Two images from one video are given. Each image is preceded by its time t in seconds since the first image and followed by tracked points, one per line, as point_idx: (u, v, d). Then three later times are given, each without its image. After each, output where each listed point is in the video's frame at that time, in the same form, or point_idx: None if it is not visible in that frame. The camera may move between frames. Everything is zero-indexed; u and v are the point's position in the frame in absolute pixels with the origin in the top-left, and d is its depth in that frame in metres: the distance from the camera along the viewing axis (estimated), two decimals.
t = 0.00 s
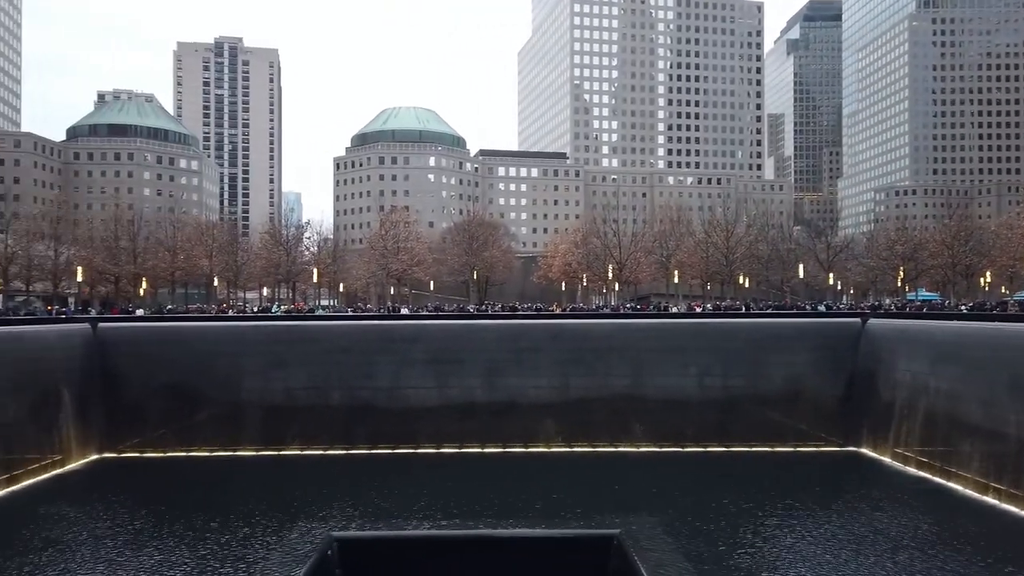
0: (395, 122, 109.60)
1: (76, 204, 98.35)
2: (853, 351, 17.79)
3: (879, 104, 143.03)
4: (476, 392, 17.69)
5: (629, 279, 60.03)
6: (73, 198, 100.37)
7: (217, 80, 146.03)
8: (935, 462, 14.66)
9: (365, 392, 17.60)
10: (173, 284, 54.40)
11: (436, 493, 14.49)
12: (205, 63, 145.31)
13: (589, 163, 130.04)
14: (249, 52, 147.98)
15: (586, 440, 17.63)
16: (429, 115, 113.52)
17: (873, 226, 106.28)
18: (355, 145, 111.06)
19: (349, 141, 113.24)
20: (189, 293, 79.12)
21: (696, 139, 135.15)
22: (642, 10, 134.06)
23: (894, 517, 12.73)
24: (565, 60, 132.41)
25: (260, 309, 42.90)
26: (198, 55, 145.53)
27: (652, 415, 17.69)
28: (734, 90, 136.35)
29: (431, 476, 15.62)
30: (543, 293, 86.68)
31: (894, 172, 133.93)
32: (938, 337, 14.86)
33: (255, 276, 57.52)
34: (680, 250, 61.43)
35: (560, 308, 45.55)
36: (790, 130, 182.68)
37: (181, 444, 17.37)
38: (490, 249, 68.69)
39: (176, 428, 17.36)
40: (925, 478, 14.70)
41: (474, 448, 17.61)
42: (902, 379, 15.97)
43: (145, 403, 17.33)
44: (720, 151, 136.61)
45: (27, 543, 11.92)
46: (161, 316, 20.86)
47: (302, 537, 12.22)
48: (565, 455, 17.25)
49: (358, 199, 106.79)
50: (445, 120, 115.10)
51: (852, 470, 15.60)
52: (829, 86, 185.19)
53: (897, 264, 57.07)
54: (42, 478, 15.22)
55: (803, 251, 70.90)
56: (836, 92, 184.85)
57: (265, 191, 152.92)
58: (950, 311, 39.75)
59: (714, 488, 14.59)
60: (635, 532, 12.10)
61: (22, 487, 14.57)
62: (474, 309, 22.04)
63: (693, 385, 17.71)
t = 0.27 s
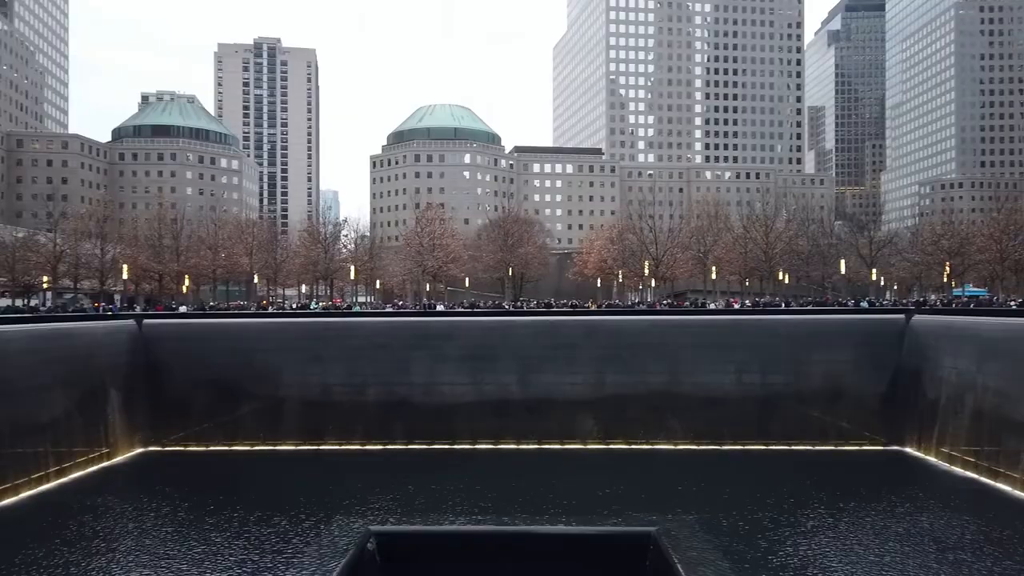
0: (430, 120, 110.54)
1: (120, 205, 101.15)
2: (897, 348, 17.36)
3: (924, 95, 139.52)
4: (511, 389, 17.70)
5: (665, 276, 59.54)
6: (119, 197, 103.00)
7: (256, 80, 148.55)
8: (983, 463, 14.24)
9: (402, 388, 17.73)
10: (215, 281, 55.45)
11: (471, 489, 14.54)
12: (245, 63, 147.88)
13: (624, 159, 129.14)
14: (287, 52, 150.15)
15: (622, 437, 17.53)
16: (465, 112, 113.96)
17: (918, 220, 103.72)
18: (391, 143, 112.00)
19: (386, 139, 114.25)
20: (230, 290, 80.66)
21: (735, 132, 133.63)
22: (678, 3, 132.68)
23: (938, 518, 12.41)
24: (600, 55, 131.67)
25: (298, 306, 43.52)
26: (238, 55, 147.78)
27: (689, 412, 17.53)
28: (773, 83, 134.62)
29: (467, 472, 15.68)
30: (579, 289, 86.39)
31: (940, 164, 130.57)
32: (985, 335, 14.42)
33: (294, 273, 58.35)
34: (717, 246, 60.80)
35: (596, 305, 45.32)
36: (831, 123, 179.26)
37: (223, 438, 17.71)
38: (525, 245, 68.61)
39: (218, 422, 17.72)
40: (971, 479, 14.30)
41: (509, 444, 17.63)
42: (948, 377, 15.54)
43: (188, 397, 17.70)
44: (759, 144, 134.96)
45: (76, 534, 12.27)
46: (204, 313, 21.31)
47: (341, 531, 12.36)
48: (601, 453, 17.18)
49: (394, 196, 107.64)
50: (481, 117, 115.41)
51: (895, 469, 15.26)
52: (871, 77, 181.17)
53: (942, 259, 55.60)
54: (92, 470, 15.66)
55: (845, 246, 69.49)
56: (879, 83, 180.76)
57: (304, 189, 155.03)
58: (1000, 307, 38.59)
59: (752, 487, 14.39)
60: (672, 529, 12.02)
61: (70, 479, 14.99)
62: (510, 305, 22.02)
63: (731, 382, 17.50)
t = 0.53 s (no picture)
0: (463, 117, 110.95)
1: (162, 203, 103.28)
2: (941, 345, 16.91)
3: (969, 85, 135.91)
4: (545, 385, 17.68)
5: (701, 271, 58.91)
6: (160, 196, 105.11)
7: (292, 79, 150.78)
8: None
9: (436, 384, 17.81)
10: (253, 278, 56.17)
11: (507, 484, 14.55)
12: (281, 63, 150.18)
13: (659, 153, 127.98)
14: (322, 51, 152.11)
15: (657, 434, 17.40)
16: (498, 108, 114.03)
17: (963, 213, 101.09)
18: (425, 140, 112.58)
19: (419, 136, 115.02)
20: (268, 287, 81.73)
21: (773, 125, 131.85)
22: None
23: (985, 519, 12.08)
24: (634, 49, 130.55)
25: (336, 303, 44.05)
26: (274, 54, 149.76)
27: (726, 409, 17.33)
28: (812, 75, 132.65)
29: (501, 468, 15.69)
30: (613, 285, 85.93)
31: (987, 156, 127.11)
32: None
33: (330, 270, 58.99)
34: (754, 241, 60.05)
35: (631, 301, 45.05)
36: (871, 115, 175.59)
37: (262, 432, 17.99)
38: (559, 241, 68.38)
39: (257, 417, 17.98)
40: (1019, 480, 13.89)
41: (543, 440, 17.62)
42: (995, 375, 15.11)
43: (228, 392, 18.02)
44: (798, 137, 133.02)
45: (121, 525, 12.56)
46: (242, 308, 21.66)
47: (377, 524, 12.48)
48: (636, 449, 17.07)
49: (429, 193, 108.19)
50: (514, 114, 115.48)
51: (939, 469, 14.89)
52: (914, 67, 176.97)
53: (989, 254, 54.09)
54: (136, 463, 16.02)
55: (886, 241, 68.02)
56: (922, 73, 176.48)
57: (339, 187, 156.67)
58: None
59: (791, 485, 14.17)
60: (710, 527, 11.89)
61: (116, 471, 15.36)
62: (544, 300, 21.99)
63: (768, 378, 17.25)
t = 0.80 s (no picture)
0: (490, 112, 110.55)
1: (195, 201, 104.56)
2: (979, 342, 16.52)
3: (1008, 76, 132.69)
4: (573, 381, 17.64)
5: (731, 267, 58.31)
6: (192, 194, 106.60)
7: (320, 77, 152.51)
8: None
9: (464, 379, 17.86)
10: (283, 274, 56.74)
11: (536, 481, 14.54)
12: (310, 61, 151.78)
13: (688, 148, 126.89)
14: (351, 49, 153.47)
15: (687, 431, 17.27)
16: (526, 104, 113.92)
17: (1001, 206, 98.77)
18: (452, 137, 112.92)
19: (447, 133, 115.50)
20: (298, 283, 82.53)
21: (805, 119, 130.04)
22: None
23: None
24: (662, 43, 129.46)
25: (365, 299, 44.36)
26: (303, 53, 151.22)
27: (757, 406, 17.14)
28: (844, 67, 130.73)
29: (530, 464, 15.69)
30: (641, 281, 85.47)
31: None
32: None
33: (358, 266, 59.50)
34: (785, 236, 59.36)
35: (659, 297, 44.69)
36: (906, 107, 172.29)
37: (294, 427, 18.19)
38: (587, 237, 68.13)
39: (289, 412, 18.19)
40: None
41: (572, 437, 17.59)
42: None
43: (260, 388, 18.24)
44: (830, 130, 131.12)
45: (156, 517, 12.77)
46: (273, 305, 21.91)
47: (407, 518, 12.56)
48: (665, 446, 16.95)
49: (456, 190, 108.48)
50: (541, 110, 114.86)
51: (977, 467, 14.57)
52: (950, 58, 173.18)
53: None
54: (170, 457, 16.28)
55: (921, 235, 66.67)
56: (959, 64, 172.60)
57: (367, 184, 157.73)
58: None
59: (824, 483, 13.97)
60: (741, 525, 11.77)
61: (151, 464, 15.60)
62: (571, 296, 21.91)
63: (800, 375, 17.02)
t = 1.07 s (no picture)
0: (510, 108, 111.75)
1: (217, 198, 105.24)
2: (1007, 338, 16.19)
3: None
4: (593, 376, 17.59)
5: (752, 262, 57.90)
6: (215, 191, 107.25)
7: (342, 74, 153.52)
8: None
9: (484, 375, 17.88)
10: (305, 270, 57.24)
11: (555, 476, 14.54)
12: (331, 59, 152.69)
13: (709, 143, 126.06)
14: (371, 46, 154.14)
15: (708, 427, 17.19)
16: (546, 100, 114.27)
17: None
18: (472, 132, 113.11)
19: (467, 129, 115.98)
20: (319, 279, 83.08)
21: (828, 112, 128.58)
22: None
23: None
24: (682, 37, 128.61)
25: (385, 294, 44.59)
26: (323, 50, 152.13)
27: (780, 402, 17.00)
28: (869, 59, 129.01)
29: (550, 459, 15.70)
30: (662, 276, 85.11)
31: None
32: None
33: (379, 263, 59.84)
34: (807, 230, 58.80)
35: (680, 292, 44.57)
36: (931, 99, 169.73)
37: (315, 422, 18.34)
38: (607, 233, 67.92)
39: (311, 407, 18.35)
40: None
41: (593, 432, 17.58)
42: None
43: (282, 383, 18.40)
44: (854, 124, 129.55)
45: (181, 511, 12.92)
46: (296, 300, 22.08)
47: (426, 514, 12.59)
48: (686, 443, 16.90)
49: (476, 185, 108.57)
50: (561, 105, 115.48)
51: (1004, 465, 14.35)
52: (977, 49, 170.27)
53: None
54: (194, 451, 16.48)
55: (948, 229, 65.66)
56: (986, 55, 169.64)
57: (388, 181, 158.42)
58: None
59: (848, 480, 13.83)
60: (763, 522, 11.68)
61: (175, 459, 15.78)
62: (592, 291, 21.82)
63: (823, 370, 16.84)
